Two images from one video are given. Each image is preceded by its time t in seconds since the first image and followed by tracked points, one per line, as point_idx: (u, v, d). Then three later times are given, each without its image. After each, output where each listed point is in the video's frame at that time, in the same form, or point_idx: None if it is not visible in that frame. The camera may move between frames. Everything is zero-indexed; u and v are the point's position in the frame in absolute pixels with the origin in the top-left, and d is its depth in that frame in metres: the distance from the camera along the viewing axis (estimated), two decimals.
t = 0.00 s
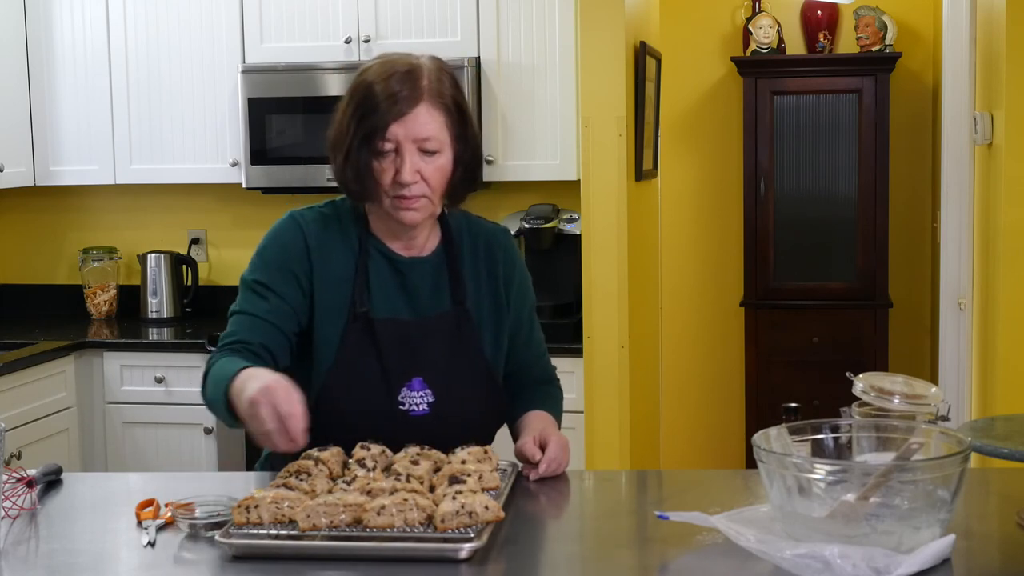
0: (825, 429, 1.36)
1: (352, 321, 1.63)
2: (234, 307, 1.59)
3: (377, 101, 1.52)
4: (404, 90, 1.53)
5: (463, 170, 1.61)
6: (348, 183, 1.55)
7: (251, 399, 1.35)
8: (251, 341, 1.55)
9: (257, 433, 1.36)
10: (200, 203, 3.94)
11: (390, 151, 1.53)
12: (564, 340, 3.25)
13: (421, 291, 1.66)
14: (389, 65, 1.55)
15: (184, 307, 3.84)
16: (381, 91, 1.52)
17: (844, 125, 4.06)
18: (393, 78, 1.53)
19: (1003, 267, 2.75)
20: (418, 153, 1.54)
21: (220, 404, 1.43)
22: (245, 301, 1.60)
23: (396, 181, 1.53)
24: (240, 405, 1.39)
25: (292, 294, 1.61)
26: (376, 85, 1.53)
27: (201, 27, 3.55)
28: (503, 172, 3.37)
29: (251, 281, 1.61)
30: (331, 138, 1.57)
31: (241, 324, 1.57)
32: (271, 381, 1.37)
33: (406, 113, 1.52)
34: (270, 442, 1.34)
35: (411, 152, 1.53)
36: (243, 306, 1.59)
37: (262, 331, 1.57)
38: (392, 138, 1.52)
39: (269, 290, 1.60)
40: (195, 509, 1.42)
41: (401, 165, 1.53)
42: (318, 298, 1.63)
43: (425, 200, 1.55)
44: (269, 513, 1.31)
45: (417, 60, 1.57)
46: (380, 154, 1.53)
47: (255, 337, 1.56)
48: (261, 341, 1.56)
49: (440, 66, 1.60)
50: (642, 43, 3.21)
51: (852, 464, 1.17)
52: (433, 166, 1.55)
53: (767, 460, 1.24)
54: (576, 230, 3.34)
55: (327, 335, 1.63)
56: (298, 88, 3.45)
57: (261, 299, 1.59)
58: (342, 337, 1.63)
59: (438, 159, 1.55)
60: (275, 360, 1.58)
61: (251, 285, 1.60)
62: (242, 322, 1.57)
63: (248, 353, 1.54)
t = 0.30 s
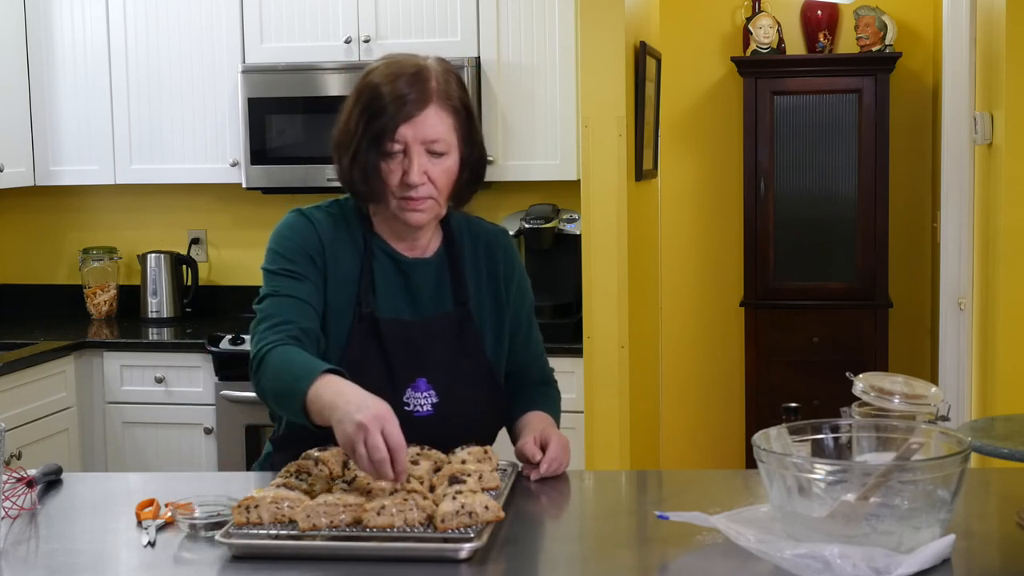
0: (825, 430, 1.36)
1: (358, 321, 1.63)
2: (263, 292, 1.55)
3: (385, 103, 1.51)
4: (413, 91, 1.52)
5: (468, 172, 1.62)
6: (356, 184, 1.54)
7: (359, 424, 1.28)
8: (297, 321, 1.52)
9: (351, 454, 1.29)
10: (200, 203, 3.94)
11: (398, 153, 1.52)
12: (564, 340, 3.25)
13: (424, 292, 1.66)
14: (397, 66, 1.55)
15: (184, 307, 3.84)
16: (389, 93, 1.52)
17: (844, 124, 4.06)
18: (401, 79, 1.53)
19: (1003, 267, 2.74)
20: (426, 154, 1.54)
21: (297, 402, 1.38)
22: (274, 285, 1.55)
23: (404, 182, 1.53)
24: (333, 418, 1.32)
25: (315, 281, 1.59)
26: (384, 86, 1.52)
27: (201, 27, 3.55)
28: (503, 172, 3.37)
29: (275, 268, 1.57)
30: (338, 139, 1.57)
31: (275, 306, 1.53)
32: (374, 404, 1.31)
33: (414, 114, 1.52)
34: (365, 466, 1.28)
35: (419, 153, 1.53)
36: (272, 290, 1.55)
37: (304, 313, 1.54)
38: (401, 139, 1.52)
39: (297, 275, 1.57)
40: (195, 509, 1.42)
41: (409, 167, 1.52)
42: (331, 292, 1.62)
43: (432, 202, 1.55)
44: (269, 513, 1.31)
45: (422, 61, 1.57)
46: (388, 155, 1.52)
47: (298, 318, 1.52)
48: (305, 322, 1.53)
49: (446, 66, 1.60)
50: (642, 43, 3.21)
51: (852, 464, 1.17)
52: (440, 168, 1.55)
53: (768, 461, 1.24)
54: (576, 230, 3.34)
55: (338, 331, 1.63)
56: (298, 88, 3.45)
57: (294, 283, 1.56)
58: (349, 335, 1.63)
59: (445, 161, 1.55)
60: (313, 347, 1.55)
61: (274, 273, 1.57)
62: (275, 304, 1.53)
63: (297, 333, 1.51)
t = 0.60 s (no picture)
0: (825, 430, 1.36)
1: (360, 321, 1.63)
2: (255, 290, 1.55)
3: (391, 103, 1.51)
4: (419, 92, 1.52)
5: (474, 173, 1.61)
6: (360, 184, 1.55)
7: (323, 398, 1.27)
8: (284, 319, 1.51)
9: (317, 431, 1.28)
10: (200, 203, 3.94)
11: (403, 153, 1.52)
12: (564, 339, 3.26)
13: (427, 293, 1.66)
14: (403, 67, 1.54)
15: (184, 307, 3.84)
16: (395, 94, 1.51)
17: (844, 125, 4.06)
18: (407, 80, 1.52)
19: (1003, 267, 2.74)
20: (431, 156, 1.54)
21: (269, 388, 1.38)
22: (268, 283, 1.55)
23: (408, 184, 1.53)
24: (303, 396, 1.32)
25: (311, 281, 1.59)
26: (390, 87, 1.52)
27: (201, 27, 3.55)
28: (503, 172, 3.37)
29: (268, 266, 1.57)
30: (343, 137, 1.57)
31: (266, 303, 1.52)
32: (343, 380, 1.30)
33: (420, 116, 1.52)
34: (329, 441, 1.27)
35: (423, 155, 1.53)
36: (265, 287, 1.55)
37: (293, 311, 1.53)
38: (405, 141, 1.52)
39: (291, 273, 1.57)
40: (195, 509, 1.42)
41: (412, 168, 1.52)
42: (330, 292, 1.62)
43: (435, 203, 1.55)
44: (269, 513, 1.32)
45: (430, 62, 1.56)
46: (393, 156, 1.52)
47: (286, 315, 1.52)
48: (293, 321, 1.52)
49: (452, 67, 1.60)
50: (642, 43, 3.21)
51: (852, 464, 1.17)
52: (444, 169, 1.55)
53: (767, 460, 1.24)
54: (576, 230, 3.34)
55: (339, 332, 1.63)
56: (298, 88, 3.45)
57: (286, 281, 1.56)
58: (350, 336, 1.63)
59: (450, 163, 1.55)
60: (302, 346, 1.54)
61: (268, 271, 1.57)
62: (267, 301, 1.53)
63: (281, 331, 1.50)
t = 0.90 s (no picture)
0: (825, 430, 1.36)
1: (357, 321, 1.62)
2: (248, 291, 1.56)
3: (385, 104, 1.51)
4: (414, 93, 1.52)
5: (469, 175, 1.61)
6: (355, 184, 1.55)
7: (298, 425, 1.27)
8: (272, 322, 1.51)
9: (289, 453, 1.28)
10: (200, 203, 3.94)
11: (397, 154, 1.52)
12: (564, 339, 3.26)
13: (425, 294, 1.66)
14: (399, 68, 1.54)
15: (184, 307, 3.84)
16: (389, 94, 1.51)
17: (844, 125, 4.06)
18: (402, 81, 1.52)
19: (1004, 266, 2.74)
20: (424, 157, 1.53)
21: (250, 397, 1.38)
22: (262, 285, 1.56)
23: (401, 184, 1.53)
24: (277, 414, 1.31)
25: (305, 283, 1.59)
26: (385, 87, 1.52)
27: (201, 27, 3.55)
28: (503, 172, 3.37)
29: (262, 269, 1.58)
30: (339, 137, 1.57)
31: (257, 306, 1.53)
32: (320, 408, 1.29)
33: (414, 117, 1.52)
34: (300, 466, 1.28)
35: (417, 156, 1.52)
36: (258, 289, 1.56)
37: (283, 314, 1.53)
38: (399, 141, 1.52)
39: (284, 275, 1.57)
40: (195, 509, 1.42)
41: (406, 169, 1.52)
42: (326, 293, 1.62)
43: (429, 204, 1.55)
44: (268, 514, 1.32)
45: (427, 63, 1.56)
46: (386, 156, 1.52)
47: (275, 318, 1.52)
48: (281, 324, 1.52)
49: (450, 68, 1.60)
50: (642, 43, 3.21)
51: (852, 464, 1.17)
52: (438, 171, 1.55)
53: (767, 460, 1.24)
54: (576, 230, 3.34)
55: (336, 332, 1.63)
56: (298, 88, 3.45)
57: (278, 284, 1.56)
58: (348, 336, 1.63)
59: (444, 164, 1.55)
60: (290, 350, 1.54)
61: (262, 273, 1.57)
62: (258, 303, 1.53)
63: (269, 335, 1.50)
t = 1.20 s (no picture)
0: (825, 430, 1.36)
1: (357, 321, 1.62)
2: (248, 290, 1.55)
3: (385, 105, 1.51)
4: (415, 95, 1.52)
5: (469, 175, 1.61)
6: (355, 184, 1.55)
7: (311, 424, 1.27)
8: (273, 322, 1.51)
9: (302, 454, 1.28)
10: (200, 203, 3.94)
11: (397, 155, 1.52)
12: (564, 339, 3.26)
13: (425, 294, 1.66)
14: (400, 69, 1.54)
15: (184, 307, 3.84)
16: (390, 95, 1.51)
17: (844, 125, 4.06)
18: (403, 82, 1.52)
19: (1004, 266, 2.74)
20: (425, 158, 1.53)
21: (255, 398, 1.38)
22: (262, 284, 1.56)
23: (401, 185, 1.53)
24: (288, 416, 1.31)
25: (305, 283, 1.59)
26: (385, 88, 1.52)
27: (201, 27, 3.55)
28: (503, 172, 3.37)
29: (262, 268, 1.57)
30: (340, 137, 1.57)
31: (257, 305, 1.53)
32: (332, 408, 1.29)
33: (415, 118, 1.51)
34: (314, 467, 1.27)
35: (417, 157, 1.52)
36: (258, 288, 1.55)
37: (283, 314, 1.53)
38: (400, 142, 1.51)
39: (284, 275, 1.57)
40: (194, 510, 1.42)
41: (406, 170, 1.52)
42: (325, 293, 1.62)
43: (429, 205, 1.55)
44: (269, 513, 1.32)
45: (428, 63, 1.56)
46: (386, 157, 1.52)
47: (276, 318, 1.52)
48: (282, 324, 1.52)
49: (451, 69, 1.59)
50: (642, 44, 3.21)
51: (852, 464, 1.17)
52: (438, 171, 1.55)
53: (768, 461, 1.24)
54: (576, 230, 3.34)
55: (335, 332, 1.63)
56: (298, 88, 3.45)
57: (278, 283, 1.56)
58: (347, 336, 1.63)
59: (445, 165, 1.55)
60: (289, 349, 1.54)
61: (263, 272, 1.57)
62: (259, 302, 1.53)
63: (268, 335, 1.50)
